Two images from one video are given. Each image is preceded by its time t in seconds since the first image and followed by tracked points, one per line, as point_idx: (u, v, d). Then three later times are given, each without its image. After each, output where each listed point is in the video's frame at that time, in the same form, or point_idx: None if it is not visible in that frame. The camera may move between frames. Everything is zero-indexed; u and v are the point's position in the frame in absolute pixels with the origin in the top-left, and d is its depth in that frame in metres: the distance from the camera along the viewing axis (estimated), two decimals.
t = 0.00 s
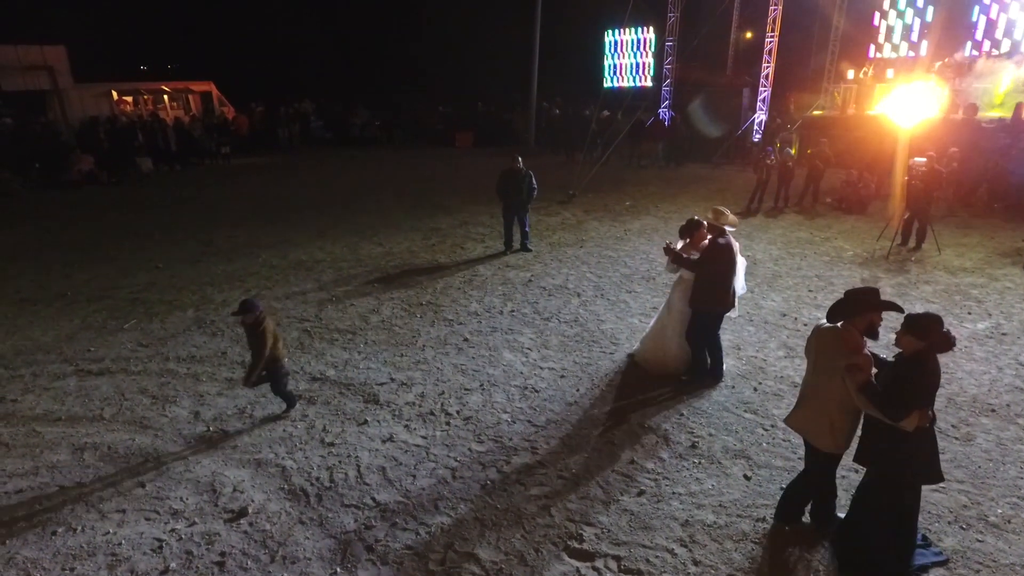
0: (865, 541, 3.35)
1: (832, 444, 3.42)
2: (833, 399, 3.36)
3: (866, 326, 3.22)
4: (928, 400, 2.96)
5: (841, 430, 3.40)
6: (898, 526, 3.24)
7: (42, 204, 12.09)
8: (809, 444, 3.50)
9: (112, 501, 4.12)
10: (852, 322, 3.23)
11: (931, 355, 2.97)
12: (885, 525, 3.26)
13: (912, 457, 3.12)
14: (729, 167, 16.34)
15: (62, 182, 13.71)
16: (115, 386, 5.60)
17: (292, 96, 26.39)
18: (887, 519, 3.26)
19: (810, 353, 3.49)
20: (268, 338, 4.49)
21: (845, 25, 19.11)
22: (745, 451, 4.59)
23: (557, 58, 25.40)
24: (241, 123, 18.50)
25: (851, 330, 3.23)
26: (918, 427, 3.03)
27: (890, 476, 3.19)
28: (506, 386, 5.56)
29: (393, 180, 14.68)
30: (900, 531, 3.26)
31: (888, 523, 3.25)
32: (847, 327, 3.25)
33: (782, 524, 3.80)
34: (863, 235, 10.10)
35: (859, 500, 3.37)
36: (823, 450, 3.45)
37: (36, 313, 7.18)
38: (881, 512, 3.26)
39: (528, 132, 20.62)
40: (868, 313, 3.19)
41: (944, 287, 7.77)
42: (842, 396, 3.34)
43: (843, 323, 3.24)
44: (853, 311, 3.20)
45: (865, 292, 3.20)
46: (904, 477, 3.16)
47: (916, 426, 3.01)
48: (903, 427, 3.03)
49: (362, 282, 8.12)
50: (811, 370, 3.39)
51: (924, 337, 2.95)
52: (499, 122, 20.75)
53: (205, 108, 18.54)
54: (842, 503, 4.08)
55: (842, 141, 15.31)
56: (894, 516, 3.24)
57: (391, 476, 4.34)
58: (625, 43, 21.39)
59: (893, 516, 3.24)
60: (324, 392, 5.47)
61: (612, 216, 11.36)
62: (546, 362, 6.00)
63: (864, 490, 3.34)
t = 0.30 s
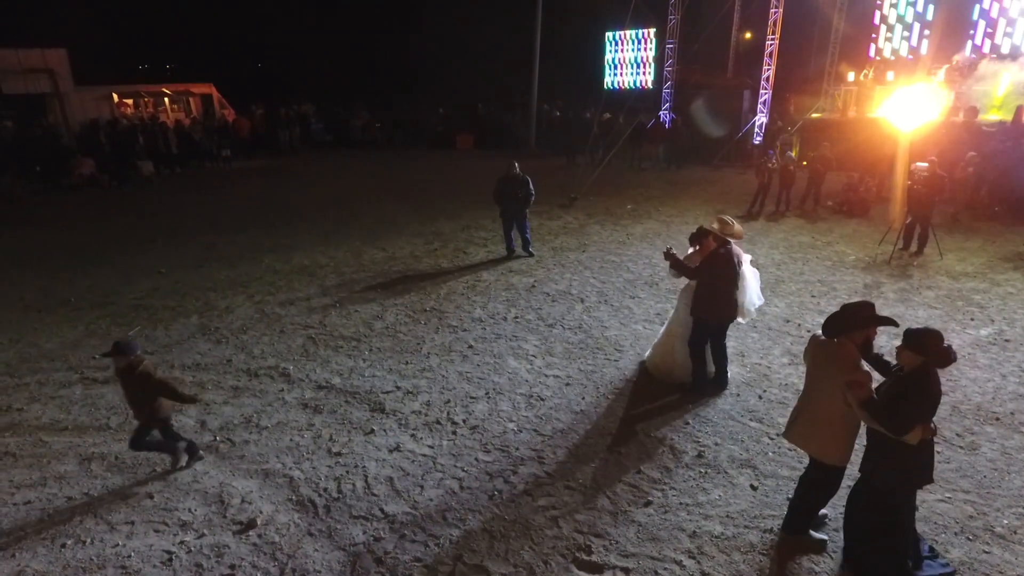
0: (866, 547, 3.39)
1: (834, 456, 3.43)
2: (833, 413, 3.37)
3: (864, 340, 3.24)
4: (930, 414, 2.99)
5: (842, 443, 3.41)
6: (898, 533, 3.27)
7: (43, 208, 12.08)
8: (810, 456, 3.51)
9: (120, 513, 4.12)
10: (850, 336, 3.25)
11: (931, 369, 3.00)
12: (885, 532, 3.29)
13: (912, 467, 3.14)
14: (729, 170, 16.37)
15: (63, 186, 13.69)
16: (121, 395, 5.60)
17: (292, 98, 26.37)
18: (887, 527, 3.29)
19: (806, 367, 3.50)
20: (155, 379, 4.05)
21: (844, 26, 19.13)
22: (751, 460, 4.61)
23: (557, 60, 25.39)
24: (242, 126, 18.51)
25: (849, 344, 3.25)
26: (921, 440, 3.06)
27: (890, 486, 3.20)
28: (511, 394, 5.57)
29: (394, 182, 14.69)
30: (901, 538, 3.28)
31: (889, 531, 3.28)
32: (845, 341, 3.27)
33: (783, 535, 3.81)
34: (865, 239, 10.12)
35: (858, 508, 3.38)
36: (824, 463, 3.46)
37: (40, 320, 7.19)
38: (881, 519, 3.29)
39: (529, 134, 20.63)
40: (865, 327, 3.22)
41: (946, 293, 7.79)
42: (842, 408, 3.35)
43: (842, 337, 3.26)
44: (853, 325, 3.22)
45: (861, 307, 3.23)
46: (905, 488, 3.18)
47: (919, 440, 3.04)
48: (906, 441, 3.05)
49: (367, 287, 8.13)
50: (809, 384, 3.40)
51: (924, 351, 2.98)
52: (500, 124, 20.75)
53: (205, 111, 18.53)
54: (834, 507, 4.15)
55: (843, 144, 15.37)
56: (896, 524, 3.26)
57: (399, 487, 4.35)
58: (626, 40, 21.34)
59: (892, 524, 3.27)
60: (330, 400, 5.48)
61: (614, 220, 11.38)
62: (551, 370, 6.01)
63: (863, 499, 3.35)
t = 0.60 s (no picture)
0: (866, 554, 3.41)
1: (832, 464, 3.45)
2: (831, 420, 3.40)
3: (860, 349, 3.25)
4: (921, 424, 2.99)
5: (839, 451, 3.43)
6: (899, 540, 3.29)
7: (45, 212, 12.08)
8: (809, 463, 3.54)
9: (127, 524, 4.14)
10: (847, 345, 3.27)
11: (925, 380, 2.99)
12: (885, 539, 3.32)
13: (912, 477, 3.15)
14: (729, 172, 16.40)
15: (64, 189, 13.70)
16: (126, 403, 5.61)
17: (292, 99, 26.38)
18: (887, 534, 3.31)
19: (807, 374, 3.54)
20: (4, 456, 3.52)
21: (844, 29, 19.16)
22: (755, 470, 4.63)
23: (557, 61, 25.41)
24: (243, 128, 18.53)
25: (845, 353, 3.27)
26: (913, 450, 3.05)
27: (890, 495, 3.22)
28: (516, 402, 5.59)
29: (395, 185, 14.70)
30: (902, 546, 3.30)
31: (888, 540, 3.31)
32: (841, 350, 3.29)
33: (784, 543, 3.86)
34: (866, 243, 10.12)
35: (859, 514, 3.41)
36: (822, 469, 3.49)
37: (44, 327, 7.20)
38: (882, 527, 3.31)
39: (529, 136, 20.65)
40: (863, 337, 3.23)
41: (947, 298, 7.81)
42: (839, 416, 3.38)
43: (836, 346, 3.29)
44: (848, 334, 3.24)
45: (858, 316, 3.25)
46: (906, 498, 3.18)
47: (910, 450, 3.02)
48: (896, 450, 3.05)
49: (370, 293, 8.14)
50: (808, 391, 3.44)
51: (916, 362, 2.98)
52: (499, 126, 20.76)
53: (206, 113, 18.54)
54: (838, 514, 4.19)
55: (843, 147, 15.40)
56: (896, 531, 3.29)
57: (405, 498, 4.37)
58: (626, 42, 21.37)
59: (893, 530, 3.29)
60: (336, 409, 5.50)
61: (615, 224, 11.40)
62: (555, 378, 6.03)
63: (865, 506, 3.38)
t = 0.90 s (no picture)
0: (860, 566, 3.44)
1: (823, 474, 3.51)
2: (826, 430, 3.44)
3: (855, 363, 3.27)
4: (912, 438, 3.02)
5: (830, 462, 3.49)
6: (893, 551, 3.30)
7: (45, 217, 12.08)
8: (800, 472, 3.60)
9: (132, 537, 4.15)
10: (841, 359, 3.28)
11: (916, 395, 3.00)
12: (879, 550, 3.33)
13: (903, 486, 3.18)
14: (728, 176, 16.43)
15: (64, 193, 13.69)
16: (129, 413, 5.62)
17: (291, 102, 26.39)
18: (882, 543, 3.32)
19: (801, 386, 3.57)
20: None
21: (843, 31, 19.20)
22: (757, 480, 4.65)
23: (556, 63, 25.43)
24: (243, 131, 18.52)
25: (840, 366, 3.31)
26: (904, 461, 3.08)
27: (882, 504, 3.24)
28: (518, 411, 5.61)
29: (395, 189, 14.71)
30: (896, 556, 3.31)
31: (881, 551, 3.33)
32: (836, 363, 3.30)
33: (781, 552, 3.90)
34: (865, 248, 10.14)
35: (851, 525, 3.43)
36: (813, 479, 3.54)
37: (46, 334, 7.21)
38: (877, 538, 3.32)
39: (529, 139, 20.67)
40: (857, 351, 3.25)
41: (947, 304, 7.83)
42: (831, 427, 3.42)
43: (831, 360, 3.30)
44: (842, 348, 3.25)
45: (852, 330, 3.24)
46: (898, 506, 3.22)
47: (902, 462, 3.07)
48: (888, 463, 3.09)
49: (371, 300, 8.16)
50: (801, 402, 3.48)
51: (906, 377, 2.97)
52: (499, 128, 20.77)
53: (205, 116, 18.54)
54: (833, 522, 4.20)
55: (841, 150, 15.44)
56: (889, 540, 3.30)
57: (409, 509, 4.39)
58: (626, 45, 21.38)
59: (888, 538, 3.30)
60: (339, 418, 5.52)
61: (615, 228, 11.42)
62: (557, 386, 6.06)
63: (856, 518, 3.40)
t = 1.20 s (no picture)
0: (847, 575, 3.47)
1: (812, 486, 3.54)
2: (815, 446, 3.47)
3: (842, 378, 3.35)
4: (898, 451, 3.06)
5: (818, 474, 3.52)
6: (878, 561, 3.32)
7: (44, 219, 12.09)
8: (789, 485, 3.63)
9: (134, 545, 4.18)
10: (829, 374, 3.36)
11: (899, 409, 3.05)
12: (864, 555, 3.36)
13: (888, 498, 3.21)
14: (727, 176, 16.45)
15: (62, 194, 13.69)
16: (130, 419, 5.64)
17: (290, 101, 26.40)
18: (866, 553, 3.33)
19: (789, 400, 3.61)
20: None
21: (841, 32, 19.26)
22: (754, 486, 4.69)
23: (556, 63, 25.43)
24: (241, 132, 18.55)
25: (828, 381, 3.36)
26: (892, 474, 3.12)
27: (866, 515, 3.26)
28: (517, 417, 5.65)
29: (394, 189, 14.72)
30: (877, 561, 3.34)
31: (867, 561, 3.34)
32: (824, 379, 3.38)
33: (773, 556, 3.95)
34: (863, 250, 10.17)
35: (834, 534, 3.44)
36: (803, 491, 3.57)
37: (46, 338, 7.23)
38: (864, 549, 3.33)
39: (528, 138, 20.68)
40: (844, 365, 3.31)
41: (945, 308, 7.86)
42: (818, 441, 3.46)
43: (818, 375, 3.38)
44: (829, 363, 3.33)
45: (838, 346, 3.34)
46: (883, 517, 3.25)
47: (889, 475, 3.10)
48: (876, 476, 3.12)
49: (371, 304, 8.19)
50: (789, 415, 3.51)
51: (890, 391, 3.03)
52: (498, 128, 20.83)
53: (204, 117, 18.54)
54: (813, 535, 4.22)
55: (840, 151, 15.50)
56: (873, 550, 3.33)
57: (409, 516, 4.42)
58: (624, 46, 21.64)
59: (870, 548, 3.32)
60: (339, 424, 5.55)
61: (615, 230, 11.44)
62: (556, 391, 6.09)
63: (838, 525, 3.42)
